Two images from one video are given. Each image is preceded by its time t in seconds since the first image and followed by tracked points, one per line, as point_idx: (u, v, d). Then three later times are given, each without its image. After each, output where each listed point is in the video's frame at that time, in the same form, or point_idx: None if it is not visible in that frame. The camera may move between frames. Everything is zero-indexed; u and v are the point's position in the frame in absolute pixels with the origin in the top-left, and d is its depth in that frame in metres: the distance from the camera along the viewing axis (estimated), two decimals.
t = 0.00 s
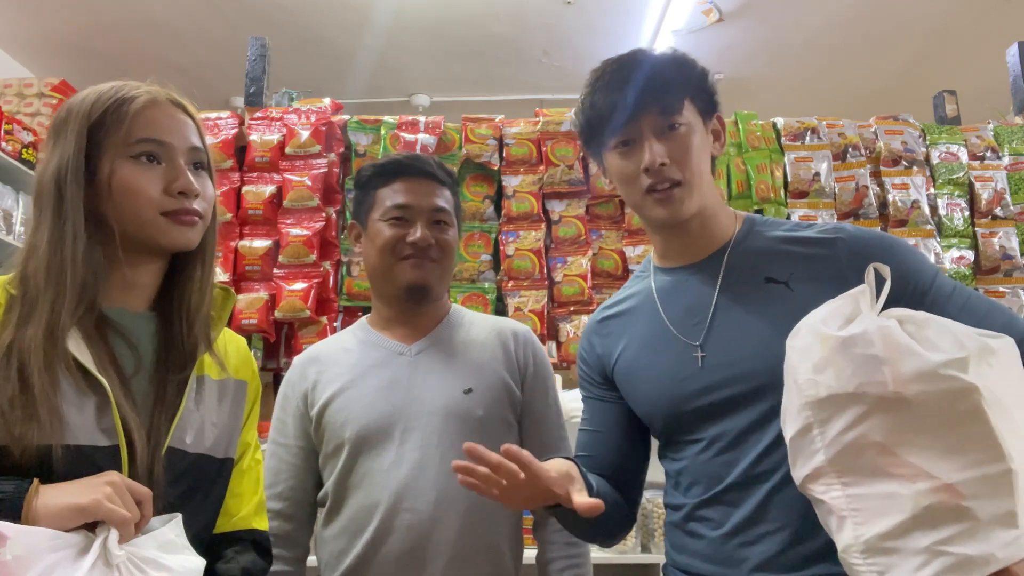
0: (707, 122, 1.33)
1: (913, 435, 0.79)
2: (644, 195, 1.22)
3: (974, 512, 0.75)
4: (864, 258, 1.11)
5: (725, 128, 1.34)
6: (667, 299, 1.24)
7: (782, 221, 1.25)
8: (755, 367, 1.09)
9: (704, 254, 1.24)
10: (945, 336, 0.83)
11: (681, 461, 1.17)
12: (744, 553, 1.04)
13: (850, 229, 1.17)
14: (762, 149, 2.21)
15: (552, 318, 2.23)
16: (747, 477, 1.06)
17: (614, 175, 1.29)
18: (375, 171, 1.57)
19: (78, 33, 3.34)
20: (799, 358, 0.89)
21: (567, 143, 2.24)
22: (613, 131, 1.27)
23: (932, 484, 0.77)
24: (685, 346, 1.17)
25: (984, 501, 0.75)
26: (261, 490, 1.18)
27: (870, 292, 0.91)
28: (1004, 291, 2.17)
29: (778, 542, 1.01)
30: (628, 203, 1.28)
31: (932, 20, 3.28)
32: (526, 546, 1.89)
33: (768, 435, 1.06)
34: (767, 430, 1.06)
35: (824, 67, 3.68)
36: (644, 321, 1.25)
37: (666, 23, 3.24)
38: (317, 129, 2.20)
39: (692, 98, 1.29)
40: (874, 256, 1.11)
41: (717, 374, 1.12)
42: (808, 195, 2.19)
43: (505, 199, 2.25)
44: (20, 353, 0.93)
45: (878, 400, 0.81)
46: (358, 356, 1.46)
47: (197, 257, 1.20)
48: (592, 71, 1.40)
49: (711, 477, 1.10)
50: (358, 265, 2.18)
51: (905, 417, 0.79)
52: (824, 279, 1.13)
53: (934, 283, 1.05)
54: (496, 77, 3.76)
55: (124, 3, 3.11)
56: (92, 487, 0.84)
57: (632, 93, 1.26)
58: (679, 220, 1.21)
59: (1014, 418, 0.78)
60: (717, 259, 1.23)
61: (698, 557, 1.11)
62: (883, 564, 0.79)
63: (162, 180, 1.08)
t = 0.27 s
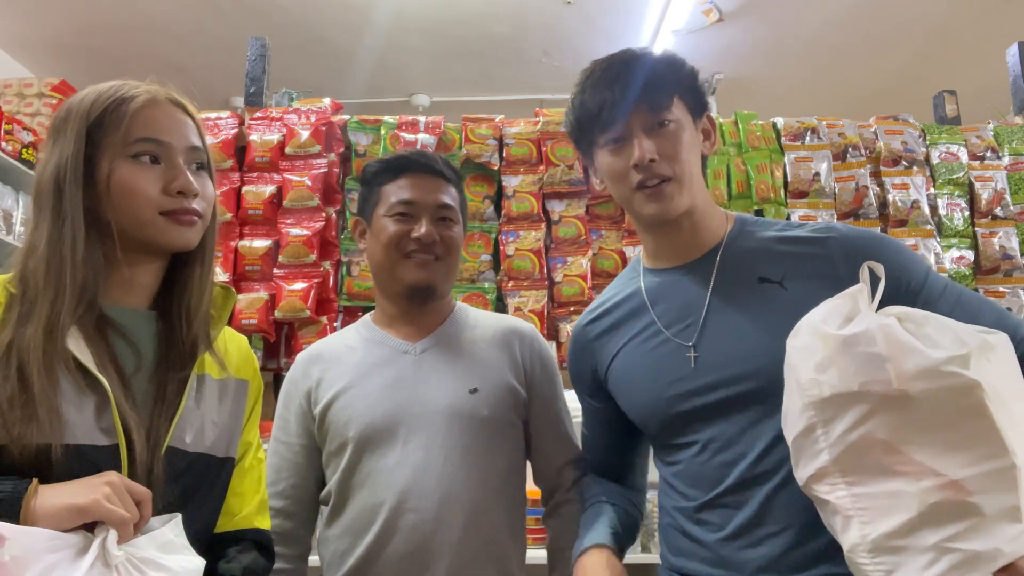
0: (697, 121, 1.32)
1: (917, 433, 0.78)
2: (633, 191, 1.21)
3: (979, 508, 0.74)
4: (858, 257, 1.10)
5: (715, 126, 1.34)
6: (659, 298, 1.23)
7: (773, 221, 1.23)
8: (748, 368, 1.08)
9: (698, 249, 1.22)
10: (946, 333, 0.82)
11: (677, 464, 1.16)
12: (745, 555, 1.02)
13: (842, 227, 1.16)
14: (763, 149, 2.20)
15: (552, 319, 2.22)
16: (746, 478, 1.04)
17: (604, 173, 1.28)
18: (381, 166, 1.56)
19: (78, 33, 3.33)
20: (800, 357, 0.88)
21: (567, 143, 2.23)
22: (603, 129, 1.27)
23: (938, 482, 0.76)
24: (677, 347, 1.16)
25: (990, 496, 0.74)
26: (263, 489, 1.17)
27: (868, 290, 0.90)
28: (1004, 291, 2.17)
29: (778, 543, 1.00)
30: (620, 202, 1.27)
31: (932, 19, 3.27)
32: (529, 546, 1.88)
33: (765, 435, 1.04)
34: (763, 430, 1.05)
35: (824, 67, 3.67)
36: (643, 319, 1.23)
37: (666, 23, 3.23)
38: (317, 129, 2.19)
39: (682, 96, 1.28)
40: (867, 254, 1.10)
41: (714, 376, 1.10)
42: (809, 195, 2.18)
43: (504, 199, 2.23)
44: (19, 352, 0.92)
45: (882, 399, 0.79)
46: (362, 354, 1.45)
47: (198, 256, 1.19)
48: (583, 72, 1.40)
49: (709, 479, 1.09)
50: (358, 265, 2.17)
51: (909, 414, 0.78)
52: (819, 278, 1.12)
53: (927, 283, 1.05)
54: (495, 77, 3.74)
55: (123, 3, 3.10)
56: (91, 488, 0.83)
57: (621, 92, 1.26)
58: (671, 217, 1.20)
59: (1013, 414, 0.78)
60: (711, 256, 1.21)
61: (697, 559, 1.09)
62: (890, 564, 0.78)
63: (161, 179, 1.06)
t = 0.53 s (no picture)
0: (687, 121, 1.32)
1: (919, 432, 0.78)
2: (624, 193, 1.21)
3: (982, 507, 0.74)
4: (851, 256, 1.10)
5: (705, 126, 1.34)
6: (652, 298, 1.23)
7: (766, 220, 1.23)
8: (741, 368, 1.08)
9: (690, 251, 1.23)
10: (946, 331, 0.82)
11: (672, 463, 1.16)
12: (743, 555, 1.02)
13: (835, 225, 1.16)
14: (763, 149, 2.21)
15: (552, 319, 2.22)
16: (741, 478, 1.04)
17: (595, 175, 1.28)
18: (383, 164, 1.57)
19: (78, 33, 3.33)
20: (799, 357, 0.88)
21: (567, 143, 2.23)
22: (592, 130, 1.27)
23: (939, 481, 0.76)
24: (671, 347, 1.17)
25: (993, 496, 0.75)
26: (266, 489, 1.17)
27: (865, 288, 0.90)
28: (1004, 291, 2.17)
29: (776, 543, 1.00)
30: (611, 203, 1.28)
31: (932, 19, 3.27)
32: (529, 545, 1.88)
33: (760, 433, 1.05)
34: (759, 428, 1.05)
35: (824, 67, 3.67)
36: (639, 320, 1.24)
37: (665, 23, 3.24)
38: (317, 129, 2.19)
39: (670, 97, 1.28)
40: (861, 254, 1.10)
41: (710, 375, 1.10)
42: (808, 195, 2.18)
43: (504, 199, 2.24)
44: (23, 351, 0.93)
45: (884, 399, 0.79)
46: (363, 354, 1.45)
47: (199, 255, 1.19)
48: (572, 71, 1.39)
49: (706, 480, 1.09)
50: (357, 265, 2.17)
51: (910, 415, 0.79)
52: (813, 276, 1.12)
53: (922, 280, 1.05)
54: (495, 76, 3.74)
55: (123, 3, 3.10)
56: (93, 487, 0.83)
57: (610, 95, 1.26)
58: (662, 218, 1.20)
59: (1015, 411, 0.78)
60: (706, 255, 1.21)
61: (695, 559, 1.10)
62: (893, 565, 0.78)
63: (161, 179, 1.07)
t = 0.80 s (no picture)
0: (688, 122, 1.32)
1: (901, 429, 0.78)
2: (624, 192, 1.21)
3: (964, 506, 0.74)
4: (848, 255, 1.11)
5: (706, 127, 1.34)
6: (652, 298, 1.23)
7: (766, 220, 1.23)
8: (738, 367, 1.08)
9: (692, 250, 1.23)
10: (931, 330, 0.81)
11: (671, 462, 1.16)
12: (737, 554, 1.02)
13: (833, 225, 1.16)
14: (763, 149, 2.21)
15: (552, 319, 2.22)
16: (733, 477, 1.05)
17: (596, 174, 1.29)
18: (382, 164, 1.57)
19: (78, 33, 3.33)
20: (784, 356, 0.88)
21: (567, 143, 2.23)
22: (593, 130, 1.28)
23: (921, 479, 0.76)
24: (670, 347, 1.17)
25: (976, 495, 0.74)
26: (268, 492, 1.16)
27: (854, 289, 0.90)
28: (1004, 291, 2.17)
29: (770, 543, 1.00)
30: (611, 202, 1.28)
31: (933, 19, 3.27)
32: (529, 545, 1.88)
33: (755, 432, 1.05)
34: (754, 427, 1.05)
35: (824, 67, 3.68)
36: (637, 321, 1.24)
37: (666, 23, 3.24)
38: (317, 129, 2.19)
39: (673, 97, 1.28)
40: (859, 253, 1.10)
41: (706, 374, 1.11)
42: (809, 195, 2.18)
43: (504, 199, 2.24)
44: (27, 350, 0.93)
45: (864, 396, 0.80)
46: (361, 355, 1.45)
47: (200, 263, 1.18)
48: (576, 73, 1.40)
49: (700, 479, 1.09)
50: (358, 265, 2.17)
51: (892, 413, 0.79)
52: (810, 275, 1.12)
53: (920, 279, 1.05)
54: (496, 76, 3.74)
55: (123, 3, 3.11)
56: (95, 487, 0.83)
57: (612, 94, 1.26)
58: (662, 217, 1.20)
59: (999, 410, 0.78)
60: (703, 255, 1.22)
61: (690, 559, 1.10)
62: (874, 563, 0.78)
63: (155, 181, 1.06)
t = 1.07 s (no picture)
0: (695, 125, 1.32)
1: (893, 423, 0.78)
2: (627, 189, 1.22)
3: (956, 501, 0.74)
4: (848, 253, 1.11)
5: (712, 131, 1.33)
6: (652, 296, 1.23)
7: (767, 220, 1.23)
8: (738, 364, 1.08)
9: (695, 249, 1.23)
10: (926, 325, 0.81)
11: (670, 459, 1.16)
12: (736, 550, 1.02)
13: (834, 225, 1.16)
14: (763, 149, 2.21)
15: (552, 319, 2.22)
16: (731, 472, 1.05)
17: (600, 172, 1.29)
18: (380, 165, 1.57)
19: (78, 33, 3.33)
20: (780, 351, 0.87)
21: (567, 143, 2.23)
22: (599, 127, 1.28)
23: (914, 474, 0.76)
24: (670, 341, 1.16)
25: (969, 490, 0.74)
26: (275, 494, 1.15)
27: (852, 285, 0.90)
28: (1004, 291, 2.17)
29: (767, 541, 0.99)
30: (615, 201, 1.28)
31: (933, 19, 3.27)
32: (528, 546, 1.87)
33: (754, 429, 1.04)
34: (754, 423, 1.05)
35: (825, 67, 3.67)
36: (634, 321, 1.23)
37: (667, 23, 3.24)
38: (317, 129, 2.19)
39: (679, 97, 1.28)
40: (859, 251, 1.10)
41: (705, 370, 1.10)
42: (809, 195, 2.18)
43: (504, 199, 2.24)
44: (38, 348, 0.93)
45: (857, 389, 0.80)
46: (358, 356, 1.45)
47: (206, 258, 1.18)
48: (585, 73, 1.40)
49: (697, 475, 1.09)
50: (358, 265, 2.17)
51: (885, 407, 0.78)
52: (810, 273, 1.12)
53: (920, 279, 1.05)
54: (496, 77, 3.74)
55: (123, 3, 3.11)
56: (103, 488, 0.83)
57: (619, 91, 1.27)
58: (664, 216, 1.20)
59: (993, 405, 0.78)
60: (703, 254, 1.22)
61: (688, 559, 1.09)
62: (867, 557, 0.78)
63: (156, 181, 1.05)
